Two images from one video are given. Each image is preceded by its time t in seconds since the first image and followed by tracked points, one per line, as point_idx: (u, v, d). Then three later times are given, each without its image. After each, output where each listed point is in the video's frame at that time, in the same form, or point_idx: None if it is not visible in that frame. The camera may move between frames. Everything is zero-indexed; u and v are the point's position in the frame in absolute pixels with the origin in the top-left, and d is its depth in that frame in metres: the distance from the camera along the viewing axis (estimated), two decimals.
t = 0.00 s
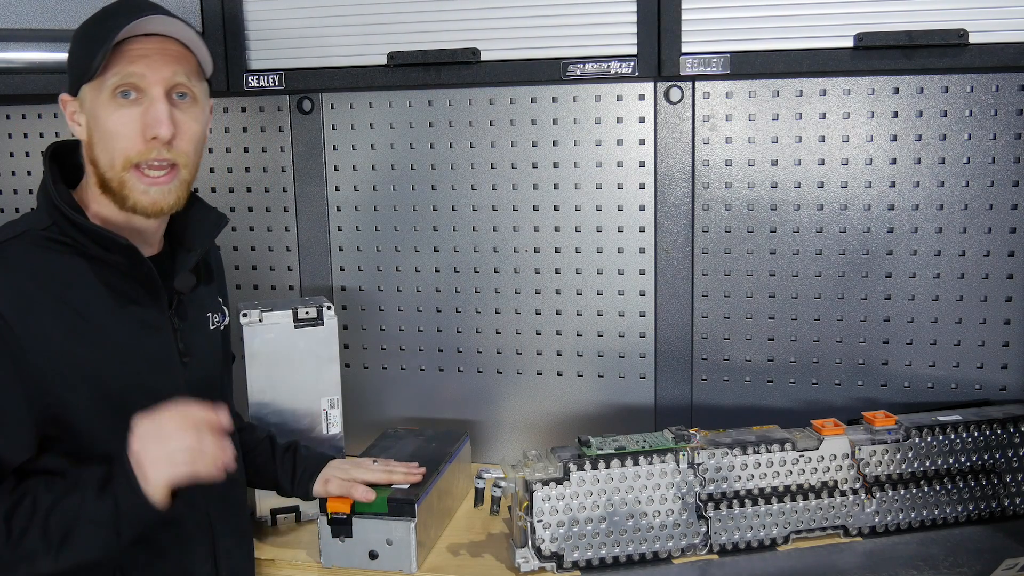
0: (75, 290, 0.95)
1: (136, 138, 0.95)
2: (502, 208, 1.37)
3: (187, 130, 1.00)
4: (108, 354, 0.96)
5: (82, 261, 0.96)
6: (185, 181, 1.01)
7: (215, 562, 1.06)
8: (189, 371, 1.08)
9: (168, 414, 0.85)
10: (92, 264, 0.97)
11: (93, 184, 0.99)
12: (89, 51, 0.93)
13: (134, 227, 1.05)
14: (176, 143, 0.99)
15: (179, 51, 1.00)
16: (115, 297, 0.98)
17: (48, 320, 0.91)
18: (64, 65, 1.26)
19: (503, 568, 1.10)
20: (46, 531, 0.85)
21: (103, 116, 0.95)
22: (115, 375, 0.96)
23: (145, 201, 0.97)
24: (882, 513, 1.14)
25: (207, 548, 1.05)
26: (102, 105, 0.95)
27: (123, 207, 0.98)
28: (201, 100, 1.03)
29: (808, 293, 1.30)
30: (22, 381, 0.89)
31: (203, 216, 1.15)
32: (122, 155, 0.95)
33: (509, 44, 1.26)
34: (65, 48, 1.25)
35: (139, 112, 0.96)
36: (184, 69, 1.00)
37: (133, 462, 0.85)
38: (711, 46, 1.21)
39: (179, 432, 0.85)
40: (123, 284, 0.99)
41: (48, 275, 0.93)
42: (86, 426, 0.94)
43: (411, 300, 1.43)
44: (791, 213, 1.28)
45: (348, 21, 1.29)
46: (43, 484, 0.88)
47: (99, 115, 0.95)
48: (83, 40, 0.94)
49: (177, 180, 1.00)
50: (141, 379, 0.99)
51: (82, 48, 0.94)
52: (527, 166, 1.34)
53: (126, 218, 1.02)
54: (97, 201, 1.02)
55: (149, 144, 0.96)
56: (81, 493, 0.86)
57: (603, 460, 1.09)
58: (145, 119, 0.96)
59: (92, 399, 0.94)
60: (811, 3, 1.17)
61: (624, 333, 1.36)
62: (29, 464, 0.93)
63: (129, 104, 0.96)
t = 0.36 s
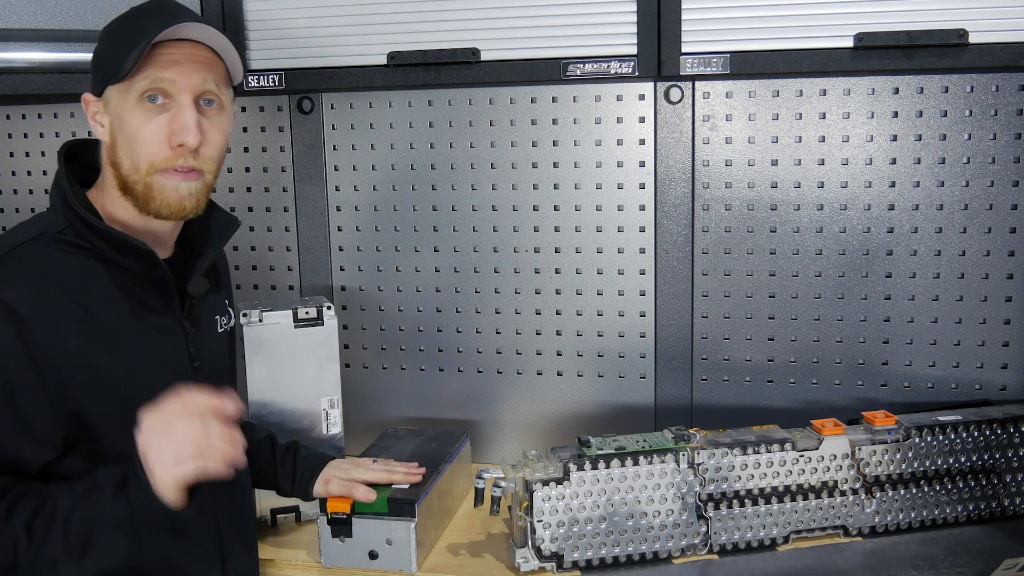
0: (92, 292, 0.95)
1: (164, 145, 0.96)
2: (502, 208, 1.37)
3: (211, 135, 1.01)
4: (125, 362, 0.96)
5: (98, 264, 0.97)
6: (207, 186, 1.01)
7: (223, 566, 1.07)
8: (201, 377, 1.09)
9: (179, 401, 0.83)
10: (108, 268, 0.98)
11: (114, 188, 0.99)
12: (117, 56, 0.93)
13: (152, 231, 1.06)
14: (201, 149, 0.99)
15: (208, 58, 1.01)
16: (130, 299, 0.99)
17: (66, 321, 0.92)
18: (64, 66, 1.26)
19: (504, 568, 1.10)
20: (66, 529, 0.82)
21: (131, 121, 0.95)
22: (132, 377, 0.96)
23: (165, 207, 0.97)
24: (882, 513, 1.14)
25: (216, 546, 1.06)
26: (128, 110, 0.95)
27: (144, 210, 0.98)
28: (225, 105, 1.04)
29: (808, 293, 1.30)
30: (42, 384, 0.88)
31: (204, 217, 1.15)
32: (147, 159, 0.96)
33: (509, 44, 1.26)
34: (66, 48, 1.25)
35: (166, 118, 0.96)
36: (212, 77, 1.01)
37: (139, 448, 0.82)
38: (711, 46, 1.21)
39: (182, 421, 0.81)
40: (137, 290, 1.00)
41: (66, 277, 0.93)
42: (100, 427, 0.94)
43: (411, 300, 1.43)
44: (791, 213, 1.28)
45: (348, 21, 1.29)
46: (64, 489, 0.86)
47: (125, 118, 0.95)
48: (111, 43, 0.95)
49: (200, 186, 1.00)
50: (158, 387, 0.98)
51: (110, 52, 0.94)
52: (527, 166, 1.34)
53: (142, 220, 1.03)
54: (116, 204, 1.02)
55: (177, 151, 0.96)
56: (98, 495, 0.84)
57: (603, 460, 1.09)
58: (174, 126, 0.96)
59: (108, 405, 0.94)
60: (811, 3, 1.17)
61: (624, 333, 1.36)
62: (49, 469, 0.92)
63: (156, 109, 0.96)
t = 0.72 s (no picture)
0: (105, 297, 0.95)
1: (181, 168, 0.96)
2: (501, 208, 1.37)
3: (228, 154, 1.02)
4: (136, 363, 0.97)
5: (110, 269, 0.97)
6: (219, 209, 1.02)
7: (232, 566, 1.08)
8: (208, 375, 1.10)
9: (214, 442, 0.80)
10: (119, 272, 0.98)
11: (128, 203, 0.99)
12: (135, 67, 0.93)
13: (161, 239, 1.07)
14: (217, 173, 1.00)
15: (231, 77, 0.99)
16: (142, 303, 0.99)
17: (78, 326, 0.91)
18: (64, 66, 1.26)
19: (504, 568, 1.10)
20: (86, 553, 0.82)
21: (153, 143, 0.95)
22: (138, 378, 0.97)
23: (176, 229, 0.98)
24: (882, 514, 1.14)
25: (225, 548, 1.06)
26: (146, 130, 0.95)
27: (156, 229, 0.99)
28: (243, 125, 1.04)
29: (808, 293, 1.30)
30: (60, 393, 0.88)
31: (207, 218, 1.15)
32: (163, 181, 0.96)
33: (509, 44, 1.26)
34: (66, 48, 1.25)
35: (184, 141, 0.96)
36: (233, 98, 1.00)
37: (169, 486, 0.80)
38: (711, 46, 1.21)
39: (220, 461, 0.79)
40: (147, 293, 1.00)
41: (79, 281, 0.93)
42: (109, 427, 0.94)
43: (411, 300, 1.43)
44: (791, 213, 1.28)
45: (349, 21, 1.29)
46: (85, 508, 0.85)
47: (143, 138, 0.95)
48: (128, 50, 0.94)
49: (213, 209, 1.01)
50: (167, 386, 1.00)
51: (126, 60, 0.93)
52: (527, 166, 1.34)
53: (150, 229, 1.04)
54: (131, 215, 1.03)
55: (199, 175, 0.97)
56: (123, 518, 0.83)
57: (603, 460, 1.09)
58: (196, 151, 0.97)
59: (121, 407, 0.95)
60: (811, 4, 1.17)
61: (624, 333, 1.36)
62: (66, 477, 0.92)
63: (178, 132, 0.96)
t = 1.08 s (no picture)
0: (103, 291, 0.95)
1: (175, 159, 0.96)
2: (502, 208, 1.37)
3: (221, 146, 1.02)
4: (140, 358, 0.97)
5: (108, 263, 0.97)
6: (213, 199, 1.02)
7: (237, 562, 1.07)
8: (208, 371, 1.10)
9: (216, 422, 0.82)
10: (117, 266, 0.98)
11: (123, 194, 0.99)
12: (130, 60, 0.93)
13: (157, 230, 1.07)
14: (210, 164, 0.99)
15: (223, 71, 0.99)
16: (140, 298, 0.99)
17: (78, 318, 0.91)
18: (64, 65, 1.26)
19: (504, 568, 1.10)
20: (91, 541, 0.83)
21: (147, 136, 0.95)
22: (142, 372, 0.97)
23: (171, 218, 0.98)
24: (882, 513, 1.14)
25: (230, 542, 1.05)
26: (138, 121, 0.95)
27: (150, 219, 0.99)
28: (235, 117, 1.04)
29: (808, 293, 1.30)
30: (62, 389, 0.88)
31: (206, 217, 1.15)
32: (157, 172, 0.96)
33: (508, 44, 1.26)
34: (66, 48, 1.25)
35: (177, 133, 0.96)
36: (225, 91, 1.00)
37: (179, 468, 0.82)
38: (711, 46, 1.21)
39: (227, 444, 0.82)
40: (145, 287, 1.00)
41: (77, 275, 0.93)
42: (112, 421, 0.94)
43: (411, 300, 1.43)
44: (791, 213, 1.28)
45: (348, 20, 1.29)
46: (89, 496, 0.86)
47: (136, 129, 0.95)
48: (121, 46, 0.94)
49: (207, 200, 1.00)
50: (172, 381, 1.00)
51: (120, 55, 0.94)
52: (527, 166, 1.34)
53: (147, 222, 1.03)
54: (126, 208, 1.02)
55: (193, 166, 0.97)
56: (128, 505, 0.84)
57: (603, 460, 1.09)
58: (190, 142, 0.96)
59: (125, 401, 0.95)
60: (811, 4, 1.17)
61: (624, 333, 1.36)
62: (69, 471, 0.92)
63: (172, 124, 0.96)
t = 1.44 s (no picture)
0: (98, 287, 0.95)
1: (165, 156, 0.96)
2: (501, 208, 1.37)
3: (212, 144, 1.02)
4: (135, 350, 0.97)
5: (103, 258, 0.96)
6: (203, 196, 1.02)
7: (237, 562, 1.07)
8: (205, 365, 1.10)
9: (207, 418, 0.82)
10: (112, 261, 0.97)
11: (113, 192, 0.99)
12: (122, 60, 0.93)
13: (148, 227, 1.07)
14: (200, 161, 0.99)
15: (212, 70, 1.00)
16: (136, 294, 0.99)
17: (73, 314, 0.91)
18: (64, 65, 1.26)
19: (503, 568, 1.10)
20: (89, 529, 0.83)
21: (137, 133, 0.95)
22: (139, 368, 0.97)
23: (161, 216, 0.97)
24: (882, 513, 1.14)
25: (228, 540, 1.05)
26: (128, 118, 0.95)
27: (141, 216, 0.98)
28: (225, 116, 1.04)
29: (808, 293, 1.30)
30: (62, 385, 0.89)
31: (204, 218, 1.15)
32: (147, 169, 0.96)
33: (508, 44, 1.26)
34: (66, 48, 1.25)
35: (167, 130, 0.96)
36: (214, 89, 1.00)
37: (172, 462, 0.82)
38: (711, 46, 1.21)
39: (218, 440, 0.81)
40: (141, 281, 1.00)
41: (72, 272, 0.93)
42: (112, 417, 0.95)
43: (411, 300, 1.43)
44: (791, 213, 1.28)
45: (349, 20, 1.29)
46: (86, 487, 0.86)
47: (126, 127, 0.95)
48: (113, 45, 0.94)
49: (197, 197, 1.00)
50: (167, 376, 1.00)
51: (111, 55, 0.94)
52: (527, 166, 1.34)
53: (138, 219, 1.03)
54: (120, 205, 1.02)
55: (182, 164, 0.97)
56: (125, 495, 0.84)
57: (603, 460, 1.09)
58: (180, 139, 0.96)
59: (123, 396, 0.95)
60: (810, 4, 1.17)
61: (624, 333, 1.36)
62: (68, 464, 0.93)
63: (162, 122, 0.96)
